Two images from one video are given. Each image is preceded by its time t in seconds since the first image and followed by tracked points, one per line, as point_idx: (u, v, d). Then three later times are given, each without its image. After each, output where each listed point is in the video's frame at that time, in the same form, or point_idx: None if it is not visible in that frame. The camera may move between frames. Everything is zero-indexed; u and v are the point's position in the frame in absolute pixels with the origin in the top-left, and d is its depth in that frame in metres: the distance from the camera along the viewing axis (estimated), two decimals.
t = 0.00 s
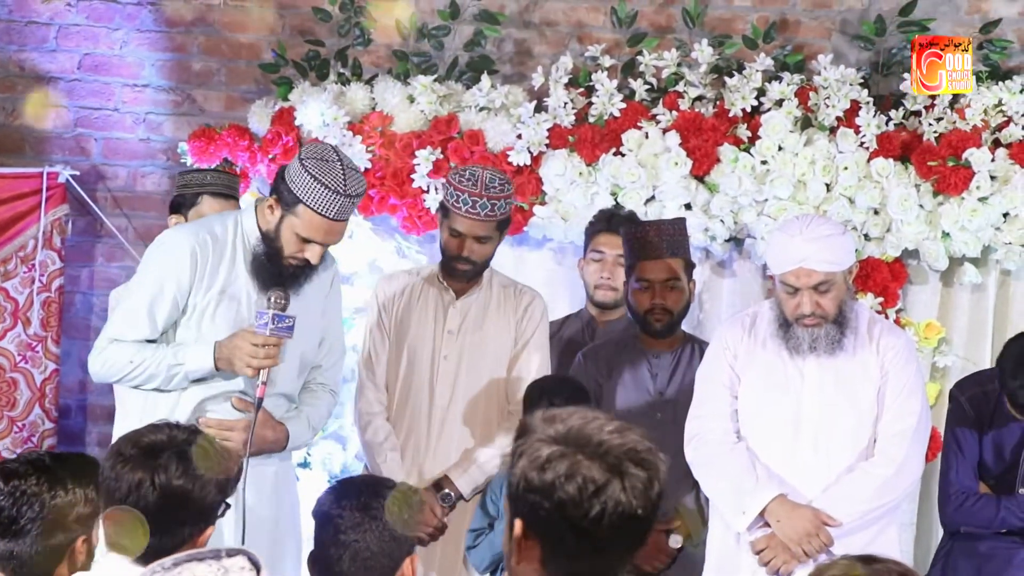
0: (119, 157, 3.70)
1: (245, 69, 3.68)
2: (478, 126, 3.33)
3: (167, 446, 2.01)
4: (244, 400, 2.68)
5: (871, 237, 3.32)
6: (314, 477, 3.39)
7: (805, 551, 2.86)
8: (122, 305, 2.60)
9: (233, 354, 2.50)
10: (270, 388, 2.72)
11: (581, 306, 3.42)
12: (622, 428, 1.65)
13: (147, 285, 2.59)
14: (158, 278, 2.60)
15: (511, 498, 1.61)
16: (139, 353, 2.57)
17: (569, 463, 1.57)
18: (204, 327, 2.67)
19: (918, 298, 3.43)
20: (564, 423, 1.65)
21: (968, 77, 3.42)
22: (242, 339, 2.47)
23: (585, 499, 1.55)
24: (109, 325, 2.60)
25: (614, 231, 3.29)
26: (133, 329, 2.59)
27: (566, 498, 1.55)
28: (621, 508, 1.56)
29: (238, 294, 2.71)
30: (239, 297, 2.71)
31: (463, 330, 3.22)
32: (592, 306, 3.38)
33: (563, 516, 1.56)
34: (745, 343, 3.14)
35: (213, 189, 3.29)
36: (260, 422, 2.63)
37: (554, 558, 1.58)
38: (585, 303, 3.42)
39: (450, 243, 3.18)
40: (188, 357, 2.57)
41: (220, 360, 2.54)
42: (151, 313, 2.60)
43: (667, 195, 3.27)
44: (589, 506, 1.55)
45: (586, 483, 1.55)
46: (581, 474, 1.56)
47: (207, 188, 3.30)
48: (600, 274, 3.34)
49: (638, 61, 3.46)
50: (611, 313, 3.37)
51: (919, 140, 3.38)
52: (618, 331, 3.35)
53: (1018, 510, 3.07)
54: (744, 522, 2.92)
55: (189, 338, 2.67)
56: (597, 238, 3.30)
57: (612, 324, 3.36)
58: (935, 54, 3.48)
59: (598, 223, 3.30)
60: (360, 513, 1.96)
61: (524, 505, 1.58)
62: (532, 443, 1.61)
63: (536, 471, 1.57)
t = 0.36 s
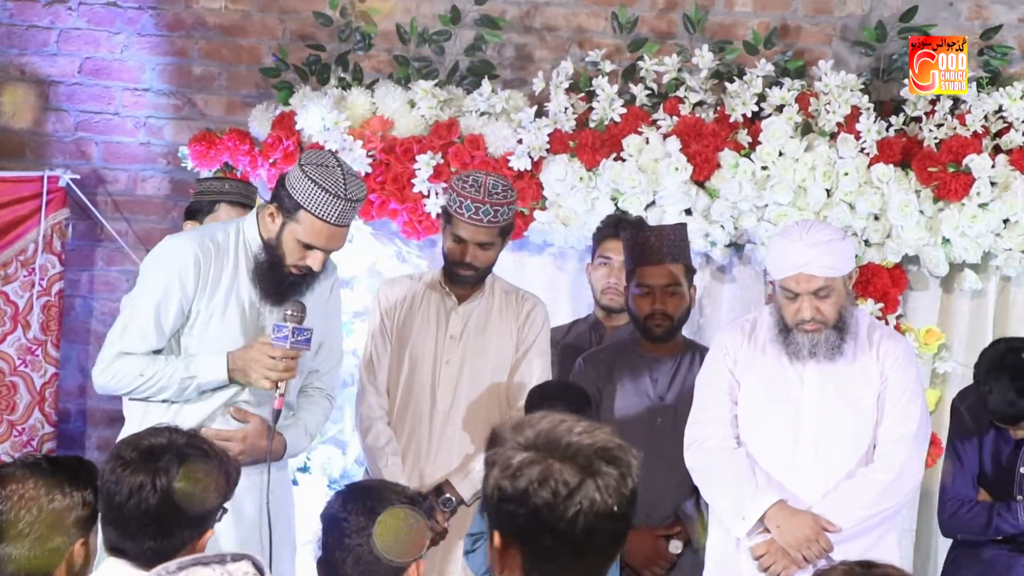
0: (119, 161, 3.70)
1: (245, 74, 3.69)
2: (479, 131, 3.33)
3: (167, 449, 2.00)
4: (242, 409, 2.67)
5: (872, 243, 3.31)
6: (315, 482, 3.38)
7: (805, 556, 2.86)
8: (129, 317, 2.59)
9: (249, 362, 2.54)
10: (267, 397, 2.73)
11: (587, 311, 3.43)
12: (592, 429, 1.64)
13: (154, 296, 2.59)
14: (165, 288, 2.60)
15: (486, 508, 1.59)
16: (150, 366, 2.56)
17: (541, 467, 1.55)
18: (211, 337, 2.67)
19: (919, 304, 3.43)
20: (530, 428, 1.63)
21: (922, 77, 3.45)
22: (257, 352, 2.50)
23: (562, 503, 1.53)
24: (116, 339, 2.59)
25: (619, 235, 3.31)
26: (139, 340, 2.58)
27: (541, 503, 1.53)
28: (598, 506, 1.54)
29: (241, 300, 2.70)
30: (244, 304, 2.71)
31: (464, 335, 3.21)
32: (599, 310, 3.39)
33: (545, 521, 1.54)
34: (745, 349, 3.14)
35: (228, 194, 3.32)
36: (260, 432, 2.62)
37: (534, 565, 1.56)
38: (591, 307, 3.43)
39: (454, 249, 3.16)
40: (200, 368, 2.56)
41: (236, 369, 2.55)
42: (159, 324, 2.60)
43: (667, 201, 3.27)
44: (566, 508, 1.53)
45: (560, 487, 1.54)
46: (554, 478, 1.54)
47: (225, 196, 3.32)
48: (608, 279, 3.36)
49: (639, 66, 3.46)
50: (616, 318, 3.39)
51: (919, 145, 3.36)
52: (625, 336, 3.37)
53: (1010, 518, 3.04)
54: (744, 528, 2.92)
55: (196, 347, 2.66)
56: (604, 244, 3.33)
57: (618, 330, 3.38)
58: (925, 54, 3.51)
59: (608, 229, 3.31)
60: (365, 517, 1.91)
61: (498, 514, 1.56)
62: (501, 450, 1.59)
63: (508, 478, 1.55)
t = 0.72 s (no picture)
0: (119, 163, 3.70)
1: (245, 76, 3.68)
2: (478, 133, 3.33)
3: (172, 451, 2.00)
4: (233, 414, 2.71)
5: (871, 246, 3.31)
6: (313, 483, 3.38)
7: (804, 559, 2.86)
8: (135, 321, 2.62)
9: (262, 348, 2.60)
10: (256, 400, 2.76)
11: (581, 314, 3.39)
12: (547, 431, 1.61)
13: (157, 298, 2.63)
14: (167, 289, 2.64)
15: (460, 530, 1.53)
16: (163, 366, 2.61)
17: (529, 481, 1.52)
18: (209, 336, 2.72)
19: (918, 308, 3.43)
20: (492, 440, 1.58)
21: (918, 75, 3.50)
22: (270, 333, 2.58)
23: (558, 512, 1.52)
24: (125, 344, 2.62)
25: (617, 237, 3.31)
26: (143, 344, 2.62)
27: (538, 516, 1.50)
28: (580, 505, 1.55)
29: (235, 301, 2.75)
30: (238, 304, 2.76)
31: (451, 337, 3.25)
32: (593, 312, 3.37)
33: (542, 534, 1.51)
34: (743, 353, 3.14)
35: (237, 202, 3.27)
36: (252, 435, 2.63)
37: None
38: (587, 310, 3.39)
39: (439, 252, 3.20)
40: (212, 361, 2.64)
41: (247, 355, 2.64)
42: (164, 325, 2.64)
43: (667, 204, 3.27)
44: (563, 516, 1.52)
45: (553, 496, 1.52)
46: (545, 489, 1.52)
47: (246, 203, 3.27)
48: (603, 283, 3.35)
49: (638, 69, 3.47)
50: (612, 321, 3.37)
51: (918, 148, 3.37)
52: (620, 340, 3.36)
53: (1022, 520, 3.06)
54: (743, 530, 2.92)
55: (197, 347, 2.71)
56: (600, 246, 3.32)
57: (614, 333, 3.37)
58: (934, 54, 3.52)
59: (603, 232, 3.31)
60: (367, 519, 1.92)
61: (484, 535, 1.51)
62: (473, 468, 1.54)
63: (495, 499, 1.51)
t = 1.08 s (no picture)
0: (120, 167, 3.71)
1: (245, 80, 3.70)
2: (479, 137, 3.33)
3: (169, 456, 2.01)
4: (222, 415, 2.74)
5: (872, 249, 3.31)
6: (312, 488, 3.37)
7: (804, 562, 2.85)
8: (127, 322, 2.64)
9: (253, 339, 2.62)
10: (245, 401, 2.79)
11: (567, 315, 3.39)
12: (493, 442, 1.43)
13: (146, 297, 2.65)
14: (155, 288, 2.66)
15: (418, 556, 1.35)
16: (156, 364, 2.63)
17: (493, 502, 1.35)
18: (199, 335, 2.73)
19: (919, 311, 3.43)
20: (447, 457, 1.38)
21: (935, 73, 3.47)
22: (260, 326, 2.60)
23: (524, 530, 1.37)
24: (117, 346, 2.64)
25: (603, 241, 3.32)
26: (137, 344, 2.64)
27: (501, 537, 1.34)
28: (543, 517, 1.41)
29: (224, 295, 2.77)
30: (226, 302, 2.77)
31: (431, 338, 3.24)
32: (580, 317, 3.37)
33: (507, 555, 1.36)
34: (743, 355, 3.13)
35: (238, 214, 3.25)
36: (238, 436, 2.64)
37: None
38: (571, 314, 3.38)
39: (416, 253, 3.21)
40: (204, 355, 2.64)
41: (240, 344, 2.64)
42: (154, 324, 2.66)
43: (667, 207, 3.28)
44: (528, 534, 1.37)
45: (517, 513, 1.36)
46: (508, 507, 1.36)
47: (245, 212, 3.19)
48: (589, 286, 3.35)
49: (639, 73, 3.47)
50: (598, 325, 3.37)
51: (919, 152, 3.38)
52: (606, 344, 3.37)
53: None
54: (743, 533, 2.92)
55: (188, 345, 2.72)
56: (585, 250, 3.33)
57: (600, 336, 3.37)
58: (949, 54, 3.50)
59: (588, 235, 3.31)
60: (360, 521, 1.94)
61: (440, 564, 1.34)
62: (432, 492, 1.34)
63: (457, 526, 1.33)
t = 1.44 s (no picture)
0: (125, 171, 3.72)
1: (250, 85, 3.73)
2: (484, 141, 3.33)
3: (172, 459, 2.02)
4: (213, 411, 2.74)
5: (877, 254, 3.30)
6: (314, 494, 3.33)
7: (808, 565, 2.85)
8: (114, 321, 2.63)
9: (242, 328, 2.59)
10: (240, 398, 2.78)
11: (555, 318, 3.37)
12: (465, 454, 1.50)
13: (134, 296, 2.63)
14: (142, 285, 2.65)
15: (380, 564, 1.43)
16: (146, 360, 2.60)
17: (444, 514, 1.41)
18: (187, 330, 2.71)
19: (925, 315, 3.42)
20: (409, 464, 1.46)
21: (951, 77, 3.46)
22: (248, 317, 2.59)
23: (476, 544, 1.41)
24: (106, 344, 2.62)
25: (596, 244, 3.29)
26: (124, 341, 2.62)
27: (452, 550, 1.40)
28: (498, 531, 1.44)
29: (212, 291, 2.75)
30: (213, 297, 2.75)
31: (419, 341, 3.26)
32: (568, 321, 3.35)
33: (465, 569, 1.41)
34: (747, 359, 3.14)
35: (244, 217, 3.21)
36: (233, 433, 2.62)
37: None
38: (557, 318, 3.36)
39: (399, 258, 3.22)
40: (194, 350, 2.62)
41: (229, 338, 2.61)
42: (142, 322, 2.64)
43: (672, 211, 3.27)
44: (481, 548, 1.41)
45: (470, 526, 1.41)
46: (461, 519, 1.41)
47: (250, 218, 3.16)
48: (576, 289, 3.32)
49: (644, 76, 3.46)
50: (588, 327, 3.35)
51: (924, 156, 3.37)
52: (594, 348, 3.36)
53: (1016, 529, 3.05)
54: (748, 537, 2.92)
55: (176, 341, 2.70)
56: (572, 254, 3.29)
57: (589, 338, 3.36)
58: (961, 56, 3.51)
59: (577, 238, 3.28)
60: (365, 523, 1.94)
61: None
62: (390, 500, 1.42)
63: (407, 538, 1.40)
